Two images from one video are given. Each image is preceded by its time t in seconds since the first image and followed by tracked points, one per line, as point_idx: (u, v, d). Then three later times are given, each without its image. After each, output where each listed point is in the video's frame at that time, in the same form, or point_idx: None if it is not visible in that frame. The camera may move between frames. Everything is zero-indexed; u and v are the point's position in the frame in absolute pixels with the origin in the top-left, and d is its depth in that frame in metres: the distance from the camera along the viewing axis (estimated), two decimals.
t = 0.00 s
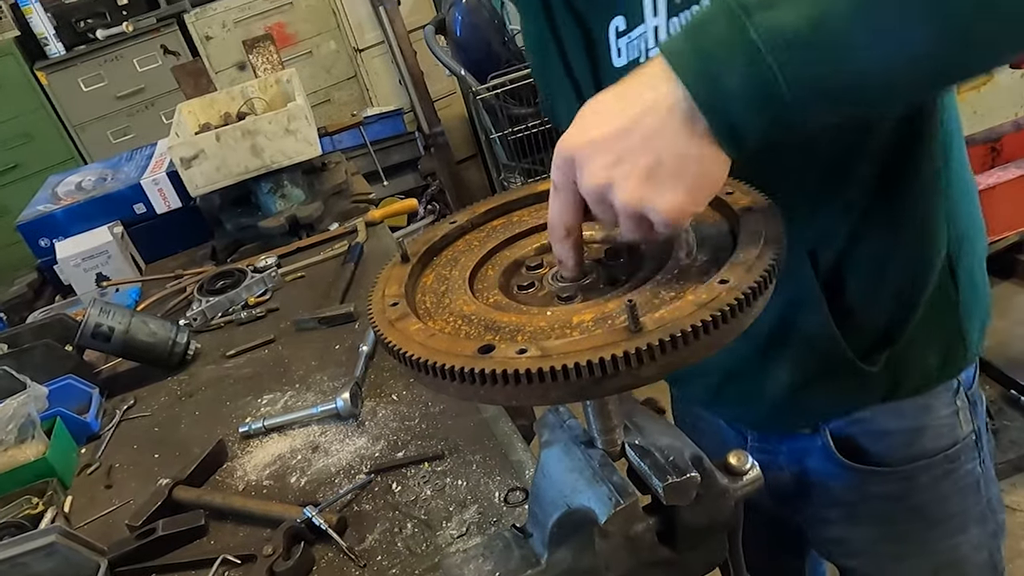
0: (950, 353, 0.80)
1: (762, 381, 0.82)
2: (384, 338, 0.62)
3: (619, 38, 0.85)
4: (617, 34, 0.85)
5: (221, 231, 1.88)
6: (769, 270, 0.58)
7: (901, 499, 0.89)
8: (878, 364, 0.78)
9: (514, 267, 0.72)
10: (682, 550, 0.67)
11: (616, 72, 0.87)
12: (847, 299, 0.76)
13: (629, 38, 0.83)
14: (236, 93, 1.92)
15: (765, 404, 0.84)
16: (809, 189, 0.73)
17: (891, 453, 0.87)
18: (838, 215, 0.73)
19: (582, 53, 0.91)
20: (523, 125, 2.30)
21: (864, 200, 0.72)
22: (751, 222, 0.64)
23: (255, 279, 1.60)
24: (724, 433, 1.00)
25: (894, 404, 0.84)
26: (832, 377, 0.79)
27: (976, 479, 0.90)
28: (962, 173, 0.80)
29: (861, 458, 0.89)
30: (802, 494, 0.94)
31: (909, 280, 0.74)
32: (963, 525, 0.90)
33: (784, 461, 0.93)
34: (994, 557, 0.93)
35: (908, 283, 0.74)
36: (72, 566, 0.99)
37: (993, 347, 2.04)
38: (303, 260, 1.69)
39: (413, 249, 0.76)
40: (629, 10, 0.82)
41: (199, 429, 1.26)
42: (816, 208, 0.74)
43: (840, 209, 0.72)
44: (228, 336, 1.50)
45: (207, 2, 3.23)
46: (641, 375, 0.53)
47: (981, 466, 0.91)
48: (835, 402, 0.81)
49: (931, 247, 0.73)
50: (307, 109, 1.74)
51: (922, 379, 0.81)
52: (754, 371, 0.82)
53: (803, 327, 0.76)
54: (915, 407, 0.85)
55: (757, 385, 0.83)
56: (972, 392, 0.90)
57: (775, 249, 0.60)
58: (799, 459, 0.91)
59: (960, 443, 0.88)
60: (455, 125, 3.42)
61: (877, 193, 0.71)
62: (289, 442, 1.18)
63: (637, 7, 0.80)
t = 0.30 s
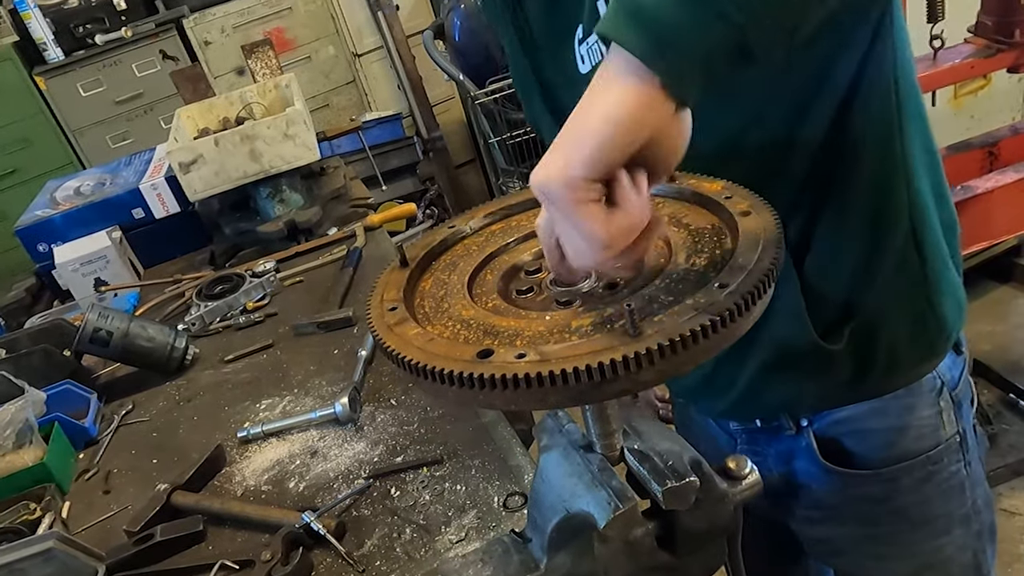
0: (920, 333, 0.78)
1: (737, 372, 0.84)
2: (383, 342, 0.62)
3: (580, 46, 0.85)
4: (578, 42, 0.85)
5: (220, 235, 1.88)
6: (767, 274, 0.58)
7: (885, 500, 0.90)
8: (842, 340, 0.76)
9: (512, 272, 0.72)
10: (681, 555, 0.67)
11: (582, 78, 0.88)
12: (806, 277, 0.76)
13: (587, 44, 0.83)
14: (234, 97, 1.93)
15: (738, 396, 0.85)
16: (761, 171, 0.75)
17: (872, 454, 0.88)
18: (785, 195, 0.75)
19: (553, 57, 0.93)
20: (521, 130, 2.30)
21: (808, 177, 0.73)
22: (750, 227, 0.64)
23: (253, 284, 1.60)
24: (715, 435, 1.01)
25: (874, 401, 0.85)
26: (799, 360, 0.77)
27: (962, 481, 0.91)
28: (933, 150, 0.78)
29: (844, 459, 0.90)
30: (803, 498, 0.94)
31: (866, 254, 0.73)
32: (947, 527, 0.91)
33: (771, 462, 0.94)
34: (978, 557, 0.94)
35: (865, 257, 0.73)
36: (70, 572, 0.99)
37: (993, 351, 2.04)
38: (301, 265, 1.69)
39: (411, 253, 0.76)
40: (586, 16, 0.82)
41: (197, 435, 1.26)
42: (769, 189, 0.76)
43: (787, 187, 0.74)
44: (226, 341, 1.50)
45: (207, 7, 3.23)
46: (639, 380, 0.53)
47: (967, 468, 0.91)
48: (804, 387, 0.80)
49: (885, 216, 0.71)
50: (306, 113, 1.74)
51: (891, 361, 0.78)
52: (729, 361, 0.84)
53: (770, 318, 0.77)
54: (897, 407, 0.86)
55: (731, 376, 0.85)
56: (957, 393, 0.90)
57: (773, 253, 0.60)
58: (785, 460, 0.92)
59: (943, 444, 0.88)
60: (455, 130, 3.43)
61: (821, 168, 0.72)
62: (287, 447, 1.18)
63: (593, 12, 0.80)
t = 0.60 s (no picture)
0: (915, 332, 0.78)
1: (730, 379, 0.84)
2: (382, 345, 0.62)
3: (577, 43, 0.85)
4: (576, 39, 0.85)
5: (218, 239, 1.88)
6: (766, 276, 0.58)
7: (880, 507, 0.90)
8: (838, 338, 0.77)
9: (512, 275, 0.72)
10: (680, 559, 0.67)
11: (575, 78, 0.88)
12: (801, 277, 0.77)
13: (586, 40, 0.83)
14: (234, 101, 1.93)
15: (728, 403, 0.86)
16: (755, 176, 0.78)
17: (867, 459, 0.89)
18: (778, 199, 0.77)
19: (540, 60, 0.94)
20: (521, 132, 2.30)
21: (800, 180, 0.75)
22: (749, 230, 0.64)
23: (252, 287, 1.60)
24: (706, 446, 1.02)
25: (869, 404, 0.86)
26: (792, 362, 0.78)
27: (958, 486, 0.92)
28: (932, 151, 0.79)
29: (839, 465, 0.91)
30: (802, 501, 0.94)
31: (858, 253, 0.74)
32: (943, 534, 0.92)
33: (766, 470, 0.94)
34: (976, 562, 0.95)
35: (857, 257, 0.74)
36: None
37: (992, 354, 2.05)
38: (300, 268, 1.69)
39: (410, 256, 0.76)
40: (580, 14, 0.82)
41: (196, 438, 1.26)
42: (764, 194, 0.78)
43: (780, 191, 0.76)
44: (225, 344, 1.50)
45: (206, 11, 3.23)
46: (638, 383, 0.53)
47: (960, 472, 0.92)
48: (799, 389, 0.80)
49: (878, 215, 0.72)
50: (305, 116, 1.74)
51: (886, 360, 0.79)
52: (722, 367, 0.84)
53: (766, 322, 0.77)
54: (891, 410, 0.87)
55: (723, 383, 0.86)
56: (949, 396, 0.92)
57: (772, 256, 0.60)
58: (781, 467, 0.93)
59: (937, 448, 0.89)
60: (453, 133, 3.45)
61: (814, 171, 0.74)
62: (286, 450, 1.18)
63: (589, 9, 0.79)
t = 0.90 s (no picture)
0: (911, 336, 0.80)
1: (727, 383, 0.85)
2: (381, 348, 0.62)
3: (576, 50, 0.86)
4: (575, 45, 0.86)
5: (217, 241, 1.88)
6: (766, 278, 0.58)
7: (873, 506, 0.90)
8: (837, 347, 0.77)
9: (512, 277, 0.72)
10: (679, 561, 0.67)
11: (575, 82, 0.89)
12: (802, 282, 0.77)
13: (587, 47, 0.83)
14: (234, 103, 1.93)
15: (727, 408, 0.86)
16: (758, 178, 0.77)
17: (858, 459, 0.89)
18: (782, 203, 0.77)
19: (534, 66, 0.94)
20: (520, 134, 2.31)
21: (804, 186, 0.75)
22: (748, 232, 0.64)
23: (251, 289, 1.61)
24: (700, 448, 1.02)
25: (861, 405, 0.86)
26: (794, 365, 0.78)
27: (948, 486, 0.91)
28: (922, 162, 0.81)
29: (832, 465, 0.91)
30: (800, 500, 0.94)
31: (861, 259, 0.75)
32: (933, 533, 0.91)
33: (761, 472, 0.94)
34: (965, 562, 0.94)
35: (859, 261, 0.75)
36: None
37: (991, 355, 2.05)
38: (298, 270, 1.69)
39: (409, 259, 0.76)
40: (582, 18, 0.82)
41: (195, 440, 1.26)
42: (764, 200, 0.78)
43: (785, 195, 0.76)
44: (224, 346, 1.49)
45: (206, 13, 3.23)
46: (637, 385, 0.53)
47: (951, 471, 0.92)
48: (800, 393, 0.80)
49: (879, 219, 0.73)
50: (304, 118, 1.74)
51: (884, 365, 0.80)
52: (720, 371, 0.85)
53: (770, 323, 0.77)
54: (882, 411, 0.87)
55: (720, 388, 0.86)
56: (939, 396, 0.91)
57: (771, 257, 0.60)
58: (774, 469, 0.93)
59: (928, 447, 0.89)
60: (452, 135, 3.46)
61: (817, 178, 0.74)
62: (286, 452, 1.17)
63: (592, 16, 0.80)
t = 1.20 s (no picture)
0: (919, 333, 0.82)
1: (739, 382, 0.84)
2: (381, 349, 0.62)
3: (583, 56, 0.86)
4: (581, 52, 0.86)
5: (217, 242, 1.88)
6: (766, 279, 0.58)
7: (882, 499, 0.90)
8: (854, 347, 0.78)
9: (511, 278, 0.72)
10: (680, 561, 0.67)
11: (581, 85, 0.89)
12: (818, 284, 0.78)
13: (594, 53, 0.84)
14: (233, 104, 1.93)
15: (739, 407, 0.86)
16: (770, 182, 0.76)
17: (869, 452, 0.89)
18: (796, 209, 0.76)
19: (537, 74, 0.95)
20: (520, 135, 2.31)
21: (821, 191, 0.74)
22: (747, 232, 0.64)
23: (251, 291, 1.61)
24: (705, 451, 1.01)
25: (870, 399, 0.86)
26: (812, 364, 0.79)
27: (953, 476, 0.92)
28: (921, 157, 0.82)
29: (843, 460, 0.91)
30: (801, 500, 0.94)
31: (876, 262, 0.76)
32: (942, 523, 0.92)
33: (770, 471, 0.93)
34: (972, 552, 0.95)
35: (875, 264, 0.75)
36: None
37: (991, 355, 2.05)
38: (298, 271, 1.69)
39: (409, 260, 0.76)
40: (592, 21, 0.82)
41: (194, 441, 1.26)
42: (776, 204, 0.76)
43: (800, 200, 0.75)
44: (224, 348, 1.49)
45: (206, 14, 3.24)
46: (637, 386, 0.53)
47: (957, 460, 0.93)
48: (815, 392, 0.81)
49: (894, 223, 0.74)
50: (304, 120, 1.74)
51: (895, 362, 0.82)
52: (731, 371, 0.84)
53: (776, 321, 0.77)
54: (891, 403, 0.87)
55: (731, 388, 0.86)
56: (943, 386, 0.92)
57: (771, 259, 0.60)
58: (784, 467, 0.93)
59: (936, 438, 0.90)
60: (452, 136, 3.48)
61: (834, 183, 0.74)
62: (285, 454, 1.17)
63: (601, 23, 0.80)
